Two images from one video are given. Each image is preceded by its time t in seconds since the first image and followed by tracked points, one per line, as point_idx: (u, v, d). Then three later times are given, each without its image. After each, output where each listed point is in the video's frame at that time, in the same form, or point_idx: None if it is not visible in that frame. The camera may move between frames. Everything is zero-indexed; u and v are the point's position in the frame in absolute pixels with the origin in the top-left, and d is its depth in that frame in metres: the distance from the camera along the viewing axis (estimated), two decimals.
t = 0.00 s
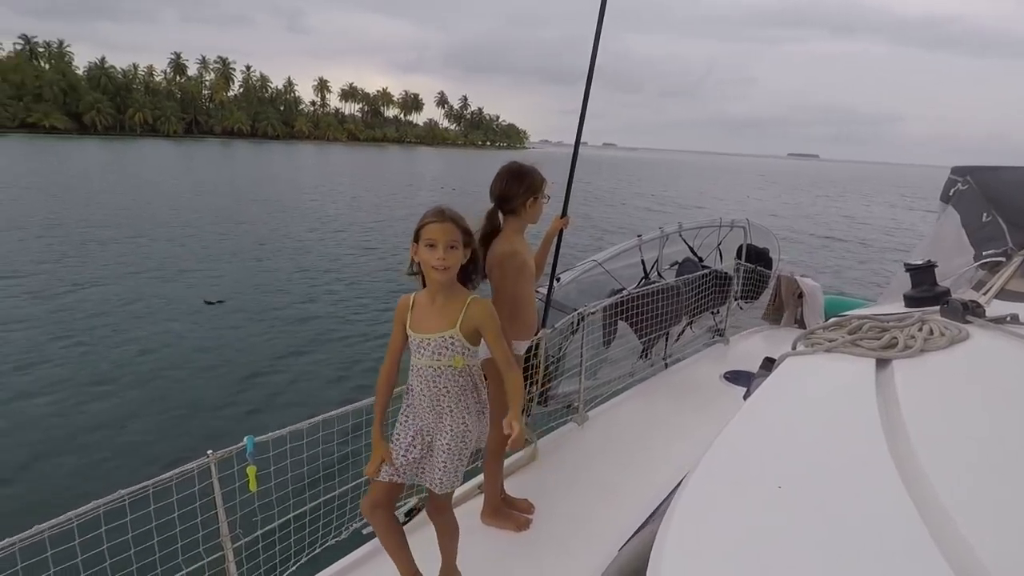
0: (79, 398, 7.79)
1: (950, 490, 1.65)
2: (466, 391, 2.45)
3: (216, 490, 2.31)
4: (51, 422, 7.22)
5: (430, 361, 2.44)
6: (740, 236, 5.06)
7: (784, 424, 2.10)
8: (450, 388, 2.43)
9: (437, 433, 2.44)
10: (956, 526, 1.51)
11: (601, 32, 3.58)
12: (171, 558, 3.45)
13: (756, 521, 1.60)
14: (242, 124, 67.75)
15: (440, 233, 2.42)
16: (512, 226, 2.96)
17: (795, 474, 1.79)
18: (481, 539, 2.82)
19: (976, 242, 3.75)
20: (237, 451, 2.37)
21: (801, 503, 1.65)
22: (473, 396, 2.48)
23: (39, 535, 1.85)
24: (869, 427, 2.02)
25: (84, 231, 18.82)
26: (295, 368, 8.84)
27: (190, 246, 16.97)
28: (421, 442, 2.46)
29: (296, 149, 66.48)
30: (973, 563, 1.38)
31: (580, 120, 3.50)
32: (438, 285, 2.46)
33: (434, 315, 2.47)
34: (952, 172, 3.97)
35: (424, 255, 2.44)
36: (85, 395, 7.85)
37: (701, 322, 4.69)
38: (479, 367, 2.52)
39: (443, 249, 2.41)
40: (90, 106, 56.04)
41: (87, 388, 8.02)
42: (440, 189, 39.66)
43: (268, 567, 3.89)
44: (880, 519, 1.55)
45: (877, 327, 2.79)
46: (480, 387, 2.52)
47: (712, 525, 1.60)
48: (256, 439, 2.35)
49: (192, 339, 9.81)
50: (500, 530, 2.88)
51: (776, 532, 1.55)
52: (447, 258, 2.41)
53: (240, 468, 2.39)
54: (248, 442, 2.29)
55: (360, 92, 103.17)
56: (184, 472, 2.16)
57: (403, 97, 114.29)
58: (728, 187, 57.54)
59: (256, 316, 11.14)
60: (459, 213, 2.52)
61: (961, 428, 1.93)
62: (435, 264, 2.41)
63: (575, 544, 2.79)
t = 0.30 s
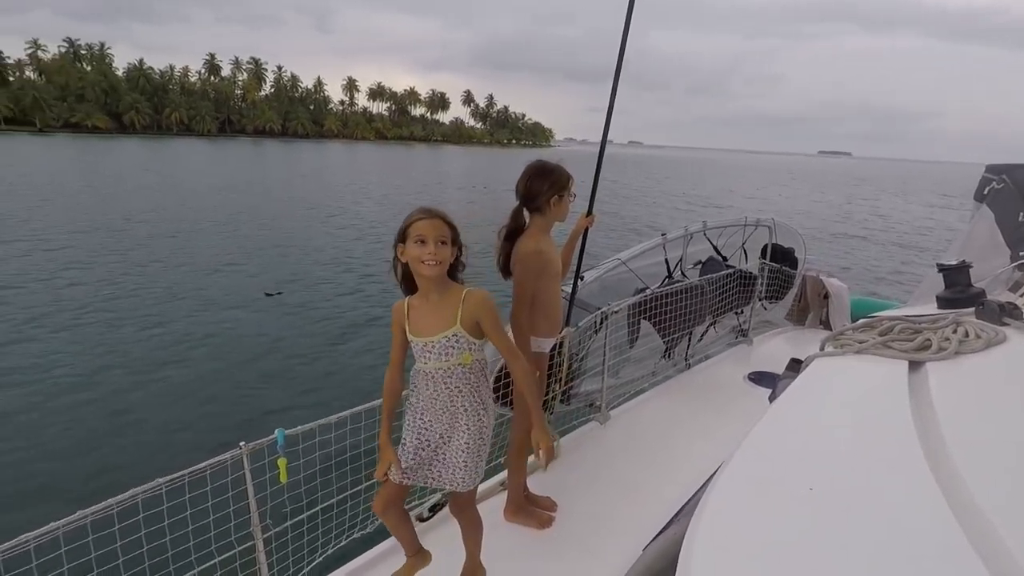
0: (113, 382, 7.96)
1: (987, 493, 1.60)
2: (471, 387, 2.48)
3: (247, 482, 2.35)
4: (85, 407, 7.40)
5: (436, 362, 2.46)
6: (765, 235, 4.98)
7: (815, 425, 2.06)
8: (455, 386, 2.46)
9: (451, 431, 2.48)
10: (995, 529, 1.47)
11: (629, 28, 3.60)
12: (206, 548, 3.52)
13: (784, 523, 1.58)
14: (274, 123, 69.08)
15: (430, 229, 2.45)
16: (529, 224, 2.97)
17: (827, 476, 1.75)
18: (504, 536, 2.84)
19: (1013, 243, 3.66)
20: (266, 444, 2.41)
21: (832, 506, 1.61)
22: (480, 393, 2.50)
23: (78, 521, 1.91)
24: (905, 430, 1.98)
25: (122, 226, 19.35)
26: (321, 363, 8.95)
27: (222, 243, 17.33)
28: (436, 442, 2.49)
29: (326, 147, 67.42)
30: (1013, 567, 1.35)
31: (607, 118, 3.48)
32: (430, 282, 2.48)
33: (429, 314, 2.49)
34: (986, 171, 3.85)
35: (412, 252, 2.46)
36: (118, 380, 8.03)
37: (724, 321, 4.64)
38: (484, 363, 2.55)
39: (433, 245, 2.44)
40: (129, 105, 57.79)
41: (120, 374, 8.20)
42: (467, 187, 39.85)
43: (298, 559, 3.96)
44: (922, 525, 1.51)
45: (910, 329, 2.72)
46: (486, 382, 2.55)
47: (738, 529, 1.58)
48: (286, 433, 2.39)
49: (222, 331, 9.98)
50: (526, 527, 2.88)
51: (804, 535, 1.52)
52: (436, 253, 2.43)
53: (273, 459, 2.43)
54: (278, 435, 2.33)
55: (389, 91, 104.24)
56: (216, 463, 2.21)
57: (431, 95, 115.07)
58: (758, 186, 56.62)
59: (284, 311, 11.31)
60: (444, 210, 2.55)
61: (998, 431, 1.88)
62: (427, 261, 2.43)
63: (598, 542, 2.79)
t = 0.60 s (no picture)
0: (147, 376, 8.14)
1: None
2: (477, 381, 2.53)
3: (279, 475, 2.40)
4: (120, 399, 7.56)
5: (441, 358, 2.48)
6: (794, 236, 4.92)
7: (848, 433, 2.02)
8: (460, 380, 2.50)
9: (457, 423, 2.53)
10: None
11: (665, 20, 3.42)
12: (238, 540, 3.58)
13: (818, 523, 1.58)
14: (307, 120, 70.18)
15: (442, 231, 2.45)
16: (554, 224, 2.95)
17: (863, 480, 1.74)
18: (523, 534, 2.84)
19: None
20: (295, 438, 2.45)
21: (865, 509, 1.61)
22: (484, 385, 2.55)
23: (119, 507, 1.97)
24: (945, 439, 1.95)
25: (159, 221, 19.86)
26: (348, 360, 9.03)
27: (255, 239, 17.65)
28: (444, 432, 2.55)
29: (357, 145, 68.32)
30: None
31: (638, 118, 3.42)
32: (438, 283, 2.50)
33: (435, 313, 2.50)
34: None
35: (423, 253, 2.47)
36: (154, 374, 8.24)
37: (751, 323, 4.57)
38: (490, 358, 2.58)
39: (445, 247, 2.44)
40: (169, 103, 59.40)
41: (155, 369, 8.38)
42: (495, 185, 39.99)
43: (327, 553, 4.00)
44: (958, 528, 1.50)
45: (947, 334, 2.64)
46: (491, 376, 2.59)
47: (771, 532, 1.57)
48: (316, 427, 2.44)
49: (253, 329, 10.15)
50: (549, 527, 2.88)
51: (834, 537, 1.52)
52: (447, 256, 2.44)
53: (303, 453, 2.47)
54: (308, 430, 2.38)
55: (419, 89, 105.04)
56: (249, 455, 2.27)
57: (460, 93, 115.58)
58: (791, 185, 55.47)
59: (313, 308, 11.46)
60: (458, 211, 2.54)
61: None
62: (437, 262, 2.44)
63: (624, 542, 2.78)
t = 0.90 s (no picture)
0: (175, 373, 8.24)
1: None
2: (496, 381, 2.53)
3: (302, 479, 2.41)
4: (148, 393, 7.66)
5: (459, 359, 2.49)
6: (818, 238, 4.86)
7: (874, 456, 2.06)
8: (478, 381, 2.51)
9: (474, 423, 2.53)
10: None
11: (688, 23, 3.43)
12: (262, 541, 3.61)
13: (839, 547, 1.65)
14: (335, 126, 71.32)
15: (464, 236, 2.45)
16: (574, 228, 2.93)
17: (886, 499, 1.82)
18: (546, 540, 2.80)
19: None
20: (317, 446, 2.46)
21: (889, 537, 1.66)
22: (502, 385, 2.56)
23: (149, 512, 1.97)
24: (984, 461, 1.97)
25: (191, 224, 20.32)
26: (371, 359, 9.07)
27: (281, 242, 17.90)
28: (462, 433, 2.55)
29: (383, 149, 69.18)
30: None
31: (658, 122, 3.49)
32: (459, 287, 2.50)
33: (454, 315, 2.51)
34: None
35: (446, 257, 2.47)
36: (184, 370, 8.39)
37: (774, 326, 4.48)
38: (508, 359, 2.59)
39: (468, 252, 2.44)
40: (202, 110, 60.93)
41: (182, 366, 8.48)
42: (519, 189, 40.06)
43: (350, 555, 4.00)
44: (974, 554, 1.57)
45: (981, 338, 2.61)
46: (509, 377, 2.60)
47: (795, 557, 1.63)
48: (339, 432, 2.44)
49: (278, 329, 10.25)
50: (572, 533, 2.84)
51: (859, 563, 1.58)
52: (470, 261, 2.44)
53: (327, 458, 2.48)
54: (332, 436, 2.37)
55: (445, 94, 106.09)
56: (272, 461, 2.26)
57: (486, 98, 116.24)
58: (820, 187, 54.50)
59: (337, 309, 11.56)
60: (484, 214, 2.54)
61: None
62: (460, 267, 2.44)
63: (648, 548, 2.75)
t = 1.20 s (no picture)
0: (190, 373, 8.29)
1: None
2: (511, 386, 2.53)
3: (314, 485, 2.38)
4: (164, 392, 7.72)
5: (479, 365, 2.49)
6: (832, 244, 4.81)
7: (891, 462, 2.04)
8: (496, 389, 2.51)
9: (491, 431, 2.53)
10: None
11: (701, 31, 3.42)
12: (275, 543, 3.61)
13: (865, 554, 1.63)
14: (354, 130, 72.05)
15: (491, 241, 2.46)
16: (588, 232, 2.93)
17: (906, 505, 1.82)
18: (558, 548, 2.79)
19: None
20: (330, 449, 2.42)
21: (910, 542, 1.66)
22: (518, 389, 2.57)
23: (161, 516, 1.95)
24: (1001, 467, 1.97)
25: (211, 226, 20.61)
26: (384, 360, 9.08)
27: (298, 245, 18.04)
28: (478, 439, 2.55)
29: (401, 153, 69.70)
30: None
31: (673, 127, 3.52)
32: (483, 292, 2.51)
33: (477, 320, 2.52)
34: None
35: (471, 262, 2.48)
36: (201, 368, 8.48)
37: (788, 333, 4.42)
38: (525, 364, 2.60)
39: (493, 257, 2.44)
40: (225, 113, 61.90)
41: (197, 365, 8.54)
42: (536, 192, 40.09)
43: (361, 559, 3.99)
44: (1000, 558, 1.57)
45: (1000, 346, 2.56)
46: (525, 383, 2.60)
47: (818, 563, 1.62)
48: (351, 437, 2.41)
49: (292, 330, 10.30)
50: (585, 540, 2.82)
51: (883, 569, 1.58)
52: (495, 266, 2.44)
53: (338, 464, 2.44)
54: (344, 441, 2.35)
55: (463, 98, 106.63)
56: (285, 466, 2.23)
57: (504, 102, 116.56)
58: (841, 193, 53.83)
59: (352, 311, 11.61)
60: (510, 219, 2.54)
61: None
62: (485, 272, 2.45)
63: (661, 555, 2.73)
